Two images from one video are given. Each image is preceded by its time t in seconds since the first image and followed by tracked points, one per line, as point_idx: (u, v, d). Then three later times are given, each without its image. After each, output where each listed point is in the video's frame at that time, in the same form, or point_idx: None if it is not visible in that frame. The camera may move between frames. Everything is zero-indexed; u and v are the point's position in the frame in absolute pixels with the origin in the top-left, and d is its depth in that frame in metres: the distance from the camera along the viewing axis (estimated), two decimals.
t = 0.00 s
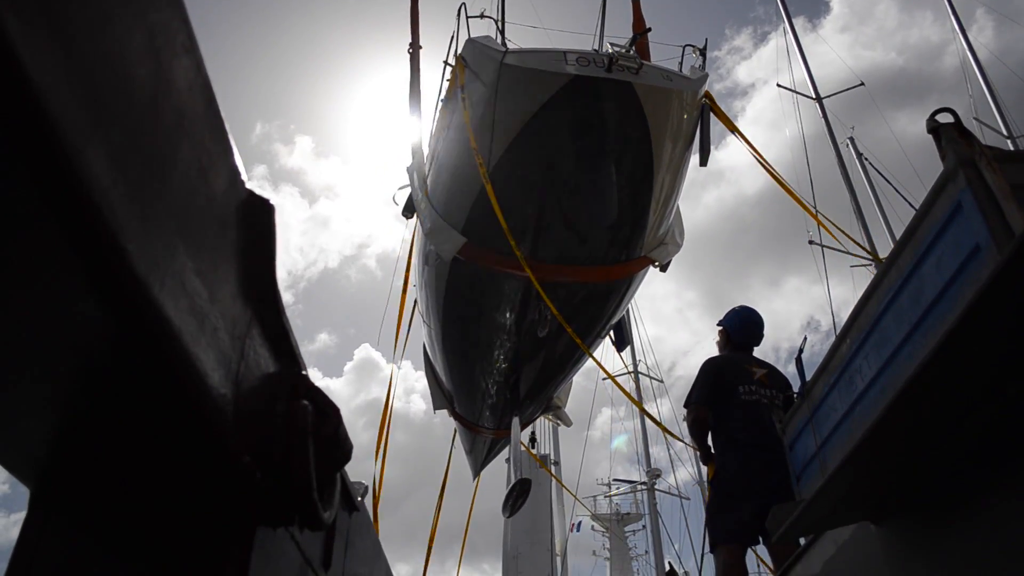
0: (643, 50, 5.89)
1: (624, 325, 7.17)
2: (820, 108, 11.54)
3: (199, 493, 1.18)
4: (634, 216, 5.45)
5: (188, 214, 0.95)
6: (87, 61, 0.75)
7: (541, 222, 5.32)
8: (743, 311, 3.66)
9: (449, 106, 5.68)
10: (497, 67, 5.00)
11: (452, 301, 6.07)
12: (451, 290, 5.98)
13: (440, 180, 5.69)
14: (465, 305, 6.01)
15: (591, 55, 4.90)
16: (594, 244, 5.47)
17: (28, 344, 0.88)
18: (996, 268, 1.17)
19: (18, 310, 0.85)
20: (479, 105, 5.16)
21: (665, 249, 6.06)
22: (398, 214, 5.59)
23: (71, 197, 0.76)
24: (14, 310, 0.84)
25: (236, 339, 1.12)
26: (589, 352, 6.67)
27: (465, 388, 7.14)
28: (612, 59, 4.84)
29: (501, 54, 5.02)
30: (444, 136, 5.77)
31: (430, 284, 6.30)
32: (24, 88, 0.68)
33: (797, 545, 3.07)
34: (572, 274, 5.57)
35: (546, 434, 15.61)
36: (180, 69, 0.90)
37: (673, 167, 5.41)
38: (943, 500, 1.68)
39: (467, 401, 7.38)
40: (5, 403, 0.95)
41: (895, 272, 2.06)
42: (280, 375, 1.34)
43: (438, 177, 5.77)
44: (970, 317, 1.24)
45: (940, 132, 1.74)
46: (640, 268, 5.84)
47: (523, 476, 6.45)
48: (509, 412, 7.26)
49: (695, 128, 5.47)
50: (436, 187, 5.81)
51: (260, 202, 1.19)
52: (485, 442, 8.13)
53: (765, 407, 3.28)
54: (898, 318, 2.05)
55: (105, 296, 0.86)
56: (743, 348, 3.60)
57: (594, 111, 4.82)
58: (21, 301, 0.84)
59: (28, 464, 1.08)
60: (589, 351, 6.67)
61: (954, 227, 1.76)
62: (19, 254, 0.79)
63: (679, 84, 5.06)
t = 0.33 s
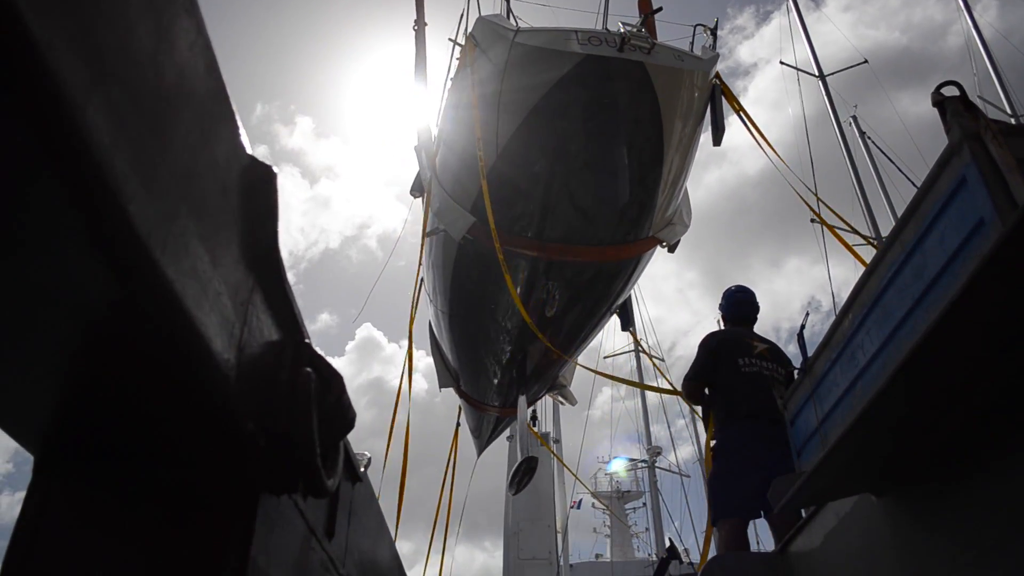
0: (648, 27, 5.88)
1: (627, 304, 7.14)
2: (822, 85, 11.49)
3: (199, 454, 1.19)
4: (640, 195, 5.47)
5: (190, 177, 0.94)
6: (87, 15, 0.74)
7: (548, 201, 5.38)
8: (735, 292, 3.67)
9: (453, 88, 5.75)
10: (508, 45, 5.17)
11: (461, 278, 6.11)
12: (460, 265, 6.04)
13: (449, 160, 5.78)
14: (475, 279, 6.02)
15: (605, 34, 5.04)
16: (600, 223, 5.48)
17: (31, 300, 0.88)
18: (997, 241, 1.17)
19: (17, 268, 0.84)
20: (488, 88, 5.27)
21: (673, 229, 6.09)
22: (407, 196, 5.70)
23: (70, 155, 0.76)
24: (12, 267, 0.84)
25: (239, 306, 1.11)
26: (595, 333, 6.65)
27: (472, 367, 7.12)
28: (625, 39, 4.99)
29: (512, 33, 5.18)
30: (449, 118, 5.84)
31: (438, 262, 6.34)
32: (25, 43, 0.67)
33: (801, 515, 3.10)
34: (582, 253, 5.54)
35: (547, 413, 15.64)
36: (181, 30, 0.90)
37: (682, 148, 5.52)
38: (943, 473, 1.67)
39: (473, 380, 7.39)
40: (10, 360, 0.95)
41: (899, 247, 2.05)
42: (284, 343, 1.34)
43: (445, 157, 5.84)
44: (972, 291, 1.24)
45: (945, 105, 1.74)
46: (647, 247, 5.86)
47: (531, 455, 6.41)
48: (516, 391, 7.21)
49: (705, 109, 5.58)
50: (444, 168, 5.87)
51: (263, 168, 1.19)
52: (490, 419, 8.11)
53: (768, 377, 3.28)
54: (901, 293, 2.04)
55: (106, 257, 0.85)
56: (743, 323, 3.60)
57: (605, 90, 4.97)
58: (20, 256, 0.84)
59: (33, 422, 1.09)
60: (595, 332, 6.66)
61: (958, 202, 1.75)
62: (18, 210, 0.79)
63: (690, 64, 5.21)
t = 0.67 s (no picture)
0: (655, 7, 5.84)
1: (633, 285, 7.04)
2: (825, 65, 11.44)
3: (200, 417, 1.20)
4: (646, 176, 5.45)
5: (190, 145, 0.94)
6: None
7: (553, 182, 5.36)
8: (736, 276, 3.68)
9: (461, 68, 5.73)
10: (519, 28, 5.13)
11: (467, 258, 6.14)
12: (466, 246, 6.08)
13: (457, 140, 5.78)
14: (482, 257, 6.04)
15: (616, 16, 5.05)
16: (605, 206, 5.49)
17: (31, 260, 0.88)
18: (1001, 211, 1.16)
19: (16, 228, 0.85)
20: (495, 73, 5.27)
21: (681, 212, 6.08)
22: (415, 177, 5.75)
23: (73, 116, 0.75)
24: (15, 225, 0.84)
25: (241, 275, 1.11)
26: (600, 314, 6.64)
27: (478, 348, 7.11)
28: (636, 21, 5.00)
29: (523, 14, 5.14)
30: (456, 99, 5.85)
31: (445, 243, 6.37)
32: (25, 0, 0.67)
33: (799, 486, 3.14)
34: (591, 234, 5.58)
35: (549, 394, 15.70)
36: None
37: (692, 130, 5.49)
38: (942, 449, 1.68)
39: (478, 363, 7.41)
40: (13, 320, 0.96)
41: (902, 223, 2.04)
42: (287, 315, 1.35)
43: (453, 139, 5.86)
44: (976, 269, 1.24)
45: (950, 80, 1.72)
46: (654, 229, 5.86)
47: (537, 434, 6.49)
48: (523, 370, 7.16)
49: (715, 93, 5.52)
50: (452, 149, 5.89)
51: (264, 138, 1.18)
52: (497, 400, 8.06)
53: (764, 357, 3.30)
54: (904, 269, 2.03)
55: (108, 221, 0.85)
56: (745, 303, 3.62)
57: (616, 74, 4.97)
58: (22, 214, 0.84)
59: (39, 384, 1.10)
60: (601, 313, 6.65)
61: (961, 177, 1.74)
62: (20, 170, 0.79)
63: (702, 45, 5.21)
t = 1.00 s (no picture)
0: None
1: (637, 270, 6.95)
2: (825, 46, 11.41)
3: (200, 387, 1.21)
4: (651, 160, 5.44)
5: (190, 118, 0.94)
6: None
7: (559, 164, 5.36)
8: (739, 259, 3.68)
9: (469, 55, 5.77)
10: (528, 13, 5.14)
11: (471, 240, 6.16)
12: (472, 227, 6.09)
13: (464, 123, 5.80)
14: (487, 240, 6.05)
15: None
16: (610, 190, 5.48)
17: (31, 232, 0.89)
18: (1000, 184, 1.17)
19: (16, 200, 0.85)
20: (501, 54, 5.30)
21: (687, 194, 6.07)
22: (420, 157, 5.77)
23: (73, 89, 0.76)
24: (15, 197, 0.85)
25: (240, 250, 1.12)
26: (605, 298, 6.63)
27: (484, 332, 7.12)
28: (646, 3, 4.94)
29: None
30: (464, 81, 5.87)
31: (451, 226, 6.40)
32: None
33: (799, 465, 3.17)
34: (597, 219, 5.59)
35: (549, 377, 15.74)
36: None
37: (699, 113, 5.48)
38: (938, 426, 1.68)
39: (482, 346, 7.40)
40: (12, 292, 0.96)
41: (903, 202, 2.03)
42: (287, 288, 1.35)
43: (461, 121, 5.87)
44: (976, 250, 1.24)
45: (953, 57, 1.71)
46: (660, 213, 5.86)
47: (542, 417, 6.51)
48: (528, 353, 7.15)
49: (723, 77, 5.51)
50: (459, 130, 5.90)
51: (266, 112, 1.18)
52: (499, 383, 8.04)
53: (762, 338, 3.32)
54: (905, 248, 2.03)
55: (106, 191, 0.86)
56: (745, 283, 3.62)
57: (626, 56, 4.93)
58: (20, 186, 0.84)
59: (41, 356, 1.11)
60: (605, 297, 6.64)
61: (963, 154, 1.73)
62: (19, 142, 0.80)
63: (710, 28, 5.18)
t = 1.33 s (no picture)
0: None
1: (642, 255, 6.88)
2: (825, 29, 11.38)
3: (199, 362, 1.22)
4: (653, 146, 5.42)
5: (188, 92, 0.95)
6: None
7: (563, 149, 5.36)
8: (738, 247, 3.68)
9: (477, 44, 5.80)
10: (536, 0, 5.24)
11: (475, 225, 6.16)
12: (478, 212, 6.09)
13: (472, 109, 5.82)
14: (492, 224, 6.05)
15: None
16: (612, 174, 5.47)
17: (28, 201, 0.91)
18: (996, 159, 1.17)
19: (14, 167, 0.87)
20: (510, 39, 5.35)
21: (692, 179, 6.06)
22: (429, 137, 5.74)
23: (68, 57, 0.76)
24: (14, 164, 0.87)
25: (239, 226, 1.12)
26: (608, 283, 6.62)
27: (487, 317, 7.13)
28: None
29: None
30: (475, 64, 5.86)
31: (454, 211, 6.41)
32: None
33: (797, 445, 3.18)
34: (606, 204, 5.56)
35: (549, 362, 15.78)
36: None
37: (704, 99, 5.47)
38: (934, 406, 1.69)
39: (485, 332, 7.39)
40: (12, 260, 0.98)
41: (903, 183, 2.02)
42: (286, 266, 1.36)
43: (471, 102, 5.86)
44: (975, 234, 1.24)
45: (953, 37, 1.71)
46: (666, 197, 5.85)
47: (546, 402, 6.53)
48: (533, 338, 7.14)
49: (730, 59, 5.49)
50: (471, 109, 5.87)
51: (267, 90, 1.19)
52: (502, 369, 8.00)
53: (763, 322, 3.32)
54: (906, 229, 2.02)
55: (104, 163, 0.87)
56: (744, 268, 3.62)
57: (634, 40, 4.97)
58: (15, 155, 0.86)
59: (42, 327, 1.12)
60: (608, 282, 6.63)
61: (964, 134, 1.72)
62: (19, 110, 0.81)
63: (719, 12, 4.98)
